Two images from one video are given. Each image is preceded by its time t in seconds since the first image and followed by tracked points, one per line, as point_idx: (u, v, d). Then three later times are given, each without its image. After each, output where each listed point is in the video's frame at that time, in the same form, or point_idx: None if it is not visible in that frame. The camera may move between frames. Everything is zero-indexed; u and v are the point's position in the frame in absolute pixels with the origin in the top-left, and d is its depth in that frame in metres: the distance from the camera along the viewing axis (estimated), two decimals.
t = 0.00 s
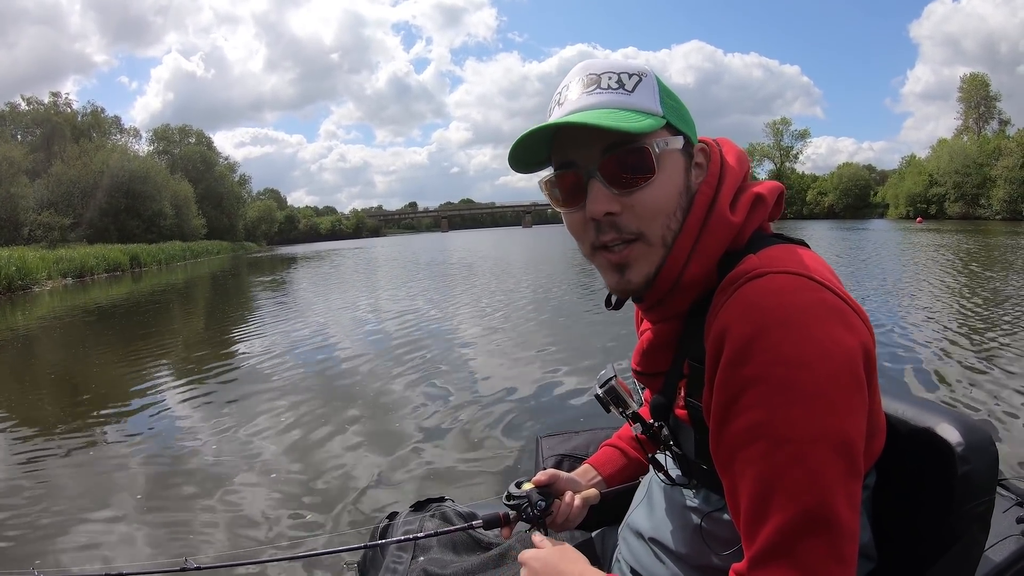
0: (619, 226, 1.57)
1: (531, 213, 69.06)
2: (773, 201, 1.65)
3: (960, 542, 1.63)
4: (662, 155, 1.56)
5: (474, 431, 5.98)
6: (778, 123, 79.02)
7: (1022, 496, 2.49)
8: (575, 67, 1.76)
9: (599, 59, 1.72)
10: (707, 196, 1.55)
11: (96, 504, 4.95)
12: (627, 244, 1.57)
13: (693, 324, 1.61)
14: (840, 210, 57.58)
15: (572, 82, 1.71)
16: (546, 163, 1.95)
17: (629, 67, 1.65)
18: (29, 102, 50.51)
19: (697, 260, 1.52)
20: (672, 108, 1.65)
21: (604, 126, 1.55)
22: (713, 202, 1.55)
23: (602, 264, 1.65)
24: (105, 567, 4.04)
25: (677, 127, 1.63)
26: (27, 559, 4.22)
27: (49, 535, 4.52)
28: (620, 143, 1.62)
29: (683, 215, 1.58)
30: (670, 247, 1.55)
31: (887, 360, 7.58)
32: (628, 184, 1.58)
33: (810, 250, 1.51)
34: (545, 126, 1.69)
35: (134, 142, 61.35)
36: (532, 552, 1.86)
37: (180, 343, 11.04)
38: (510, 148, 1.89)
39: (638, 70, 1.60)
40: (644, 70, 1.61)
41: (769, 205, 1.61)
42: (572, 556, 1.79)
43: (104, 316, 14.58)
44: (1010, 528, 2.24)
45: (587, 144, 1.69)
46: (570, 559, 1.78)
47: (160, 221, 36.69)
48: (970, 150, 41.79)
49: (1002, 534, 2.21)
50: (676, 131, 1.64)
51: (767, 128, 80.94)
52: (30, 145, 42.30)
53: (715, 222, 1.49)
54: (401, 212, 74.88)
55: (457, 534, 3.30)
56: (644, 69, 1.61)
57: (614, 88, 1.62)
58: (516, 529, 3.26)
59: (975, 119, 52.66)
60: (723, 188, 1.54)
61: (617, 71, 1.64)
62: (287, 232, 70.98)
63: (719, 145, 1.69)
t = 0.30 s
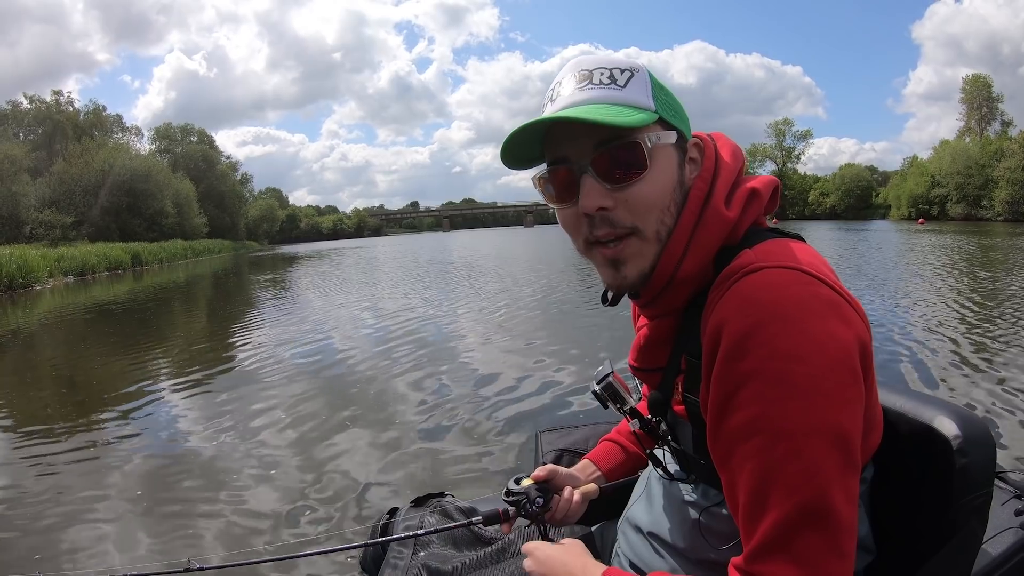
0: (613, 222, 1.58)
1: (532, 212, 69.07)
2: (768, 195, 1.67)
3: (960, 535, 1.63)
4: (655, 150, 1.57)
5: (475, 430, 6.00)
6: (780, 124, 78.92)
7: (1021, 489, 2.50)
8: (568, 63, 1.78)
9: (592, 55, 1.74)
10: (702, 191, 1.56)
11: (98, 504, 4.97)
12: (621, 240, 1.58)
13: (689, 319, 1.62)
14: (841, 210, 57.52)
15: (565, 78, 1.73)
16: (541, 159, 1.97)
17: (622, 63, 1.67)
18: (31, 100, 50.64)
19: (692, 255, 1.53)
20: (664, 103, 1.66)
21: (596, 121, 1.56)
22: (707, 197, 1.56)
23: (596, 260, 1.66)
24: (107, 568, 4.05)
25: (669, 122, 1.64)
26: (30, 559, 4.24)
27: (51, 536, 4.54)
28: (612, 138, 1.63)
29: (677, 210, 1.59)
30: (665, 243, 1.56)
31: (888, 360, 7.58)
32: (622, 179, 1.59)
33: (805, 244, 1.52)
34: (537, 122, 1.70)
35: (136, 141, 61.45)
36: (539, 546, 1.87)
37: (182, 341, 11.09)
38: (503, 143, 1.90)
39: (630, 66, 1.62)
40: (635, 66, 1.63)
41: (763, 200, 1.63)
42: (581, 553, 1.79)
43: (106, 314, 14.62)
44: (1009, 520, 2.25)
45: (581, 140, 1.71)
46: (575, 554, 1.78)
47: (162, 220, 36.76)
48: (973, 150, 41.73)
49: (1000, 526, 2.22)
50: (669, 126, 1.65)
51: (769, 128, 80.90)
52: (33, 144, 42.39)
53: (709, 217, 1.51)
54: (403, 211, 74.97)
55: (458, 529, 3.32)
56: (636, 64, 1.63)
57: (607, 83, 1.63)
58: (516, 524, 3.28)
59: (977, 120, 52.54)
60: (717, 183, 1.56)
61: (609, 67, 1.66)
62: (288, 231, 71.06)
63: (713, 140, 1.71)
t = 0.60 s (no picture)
0: (612, 221, 1.58)
1: (533, 213, 69.10)
2: (769, 196, 1.66)
3: (960, 536, 1.63)
4: (656, 151, 1.57)
5: (475, 430, 5.99)
6: (782, 126, 78.90)
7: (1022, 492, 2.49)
8: (570, 63, 1.78)
9: (594, 55, 1.73)
10: (703, 191, 1.56)
11: (98, 502, 4.97)
12: (620, 240, 1.58)
13: (689, 320, 1.62)
14: (843, 212, 57.40)
15: (568, 77, 1.72)
16: (541, 158, 1.97)
17: (624, 63, 1.67)
18: (34, 99, 50.80)
19: (692, 255, 1.53)
20: (665, 103, 1.66)
21: (597, 120, 1.56)
22: (708, 197, 1.56)
23: (595, 259, 1.66)
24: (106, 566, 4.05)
25: (671, 122, 1.64)
26: (29, 556, 4.24)
27: (51, 533, 4.55)
28: (612, 138, 1.63)
29: (676, 210, 1.59)
30: (665, 243, 1.56)
31: (888, 362, 7.56)
32: (621, 179, 1.59)
33: (805, 245, 1.52)
34: (537, 121, 1.70)
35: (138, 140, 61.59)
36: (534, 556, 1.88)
37: (183, 341, 11.13)
38: (503, 142, 1.90)
39: (632, 66, 1.62)
40: (637, 66, 1.62)
41: (764, 200, 1.63)
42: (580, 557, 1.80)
43: (107, 314, 14.67)
44: (1010, 522, 2.24)
45: (581, 139, 1.71)
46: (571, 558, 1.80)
47: (163, 219, 36.84)
48: (974, 153, 41.68)
49: (1001, 528, 2.22)
50: (670, 126, 1.65)
51: (771, 130, 80.90)
52: (35, 143, 42.52)
53: (710, 217, 1.50)
54: (404, 212, 75.05)
55: (458, 529, 3.31)
56: (638, 64, 1.63)
57: (608, 83, 1.63)
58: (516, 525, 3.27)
59: (979, 122, 52.43)
60: (718, 183, 1.55)
61: (611, 66, 1.66)
62: (289, 231, 71.10)
63: (715, 141, 1.70)
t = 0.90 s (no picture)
0: (611, 225, 1.57)
1: (533, 213, 69.10)
2: (770, 199, 1.65)
3: (963, 541, 1.63)
4: (656, 155, 1.56)
5: (476, 431, 5.98)
6: (783, 126, 78.82)
7: None
8: (572, 68, 1.77)
9: (595, 60, 1.73)
10: (704, 195, 1.55)
11: (98, 502, 4.96)
12: (619, 244, 1.57)
13: (690, 324, 1.61)
14: (844, 213, 57.30)
15: (568, 82, 1.72)
16: (543, 163, 1.96)
17: (624, 67, 1.66)
18: (34, 98, 50.77)
19: (691, 259, 1.52)
20: (667, 107, 1.64)
21: (596, 124, 1.55)
22: (709, 201, 1.55)
23: (596, 263, 1.66)
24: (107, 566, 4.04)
25: (672, 126, 1.63)
26: (29, 556, 4.22)
27: (52, 533, 4.53)
28: (613, 142, 1.62)
29: (677, 213, 1.58)
30: (665, 247, 1.56)
31: (889, 363, 7.54)
32: (621, 183, 1.58)
33: (807, 249, 1.51)
34: (537, 126, 1.70)
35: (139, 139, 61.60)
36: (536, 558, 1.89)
37: (183, 339, 11.13)
38: (503, 146, 1.90)
39: (632, 71, 1.61)
40: (638, 70, 1.61)
41: (766, 204, 1.61)
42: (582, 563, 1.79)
43: (107, 312, 14.67)
44: (1013, 527, 2.23)
45: (581, 143, 1.70)
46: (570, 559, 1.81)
47: (164, 218, 36.87)
48: (976, 153, 41.64)
49: (1004, 533, 2.21)
50: (671, 130, 1.64)
51: (772, 130, 80.80)
52: (36, 142, 42.51)
53: (711, 220, 1.49)
54: (405, 211, 75.07)
55: (459, 533, 3.30)
56: (638, 68, 1.62)
57: (608, 88, 1.62)
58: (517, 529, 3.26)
59: (980, 123, 52.35)
60: (719, 188, 1.55)
61: (610, 71, 1.65)
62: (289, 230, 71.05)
63: (716, 144, 1.69)
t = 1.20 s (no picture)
0: (613, 219, 1.57)
1: (533, 213, 69.07)
2: (771, 197, 1.65)
3: (963, 540, 1.62)
4: (660, 150, 1.56)
5: (475, 430, 5.98)
6: (782, 126, 78.80)
7: None
8: (576, 64, 1.77)
9: (597, 57, 1.72)
10: (705, 191, 1.54)
11: (98, 500, 4.95)
12: (621, 237, 1.56)
13: (689, 319, 1.60)
14: (844, 213, 57.28)
15: (572, 78, 1.71)
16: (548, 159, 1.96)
17: (628, 64, 1.65)
18: (33, 98, 50.71)
19: (691, 255, 1.51)
20: (669, 104, 1.64)
21: (599, 119, 1.55)
22: (710, 196, 1.55)
23: (597, 257, 1.65)
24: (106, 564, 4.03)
25: (675, 122, 1.62)
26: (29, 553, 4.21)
27: (52, 530, 4.53)
28: (616, 137, 1.62)
29: (679, 209, 1.58)
30: (666, 242, 1.55)
31: (888, 364, 7.54)
32: (623, 178, 1.58)
33: (807, 248, 1.50)
34: (541, 121, 1.69)
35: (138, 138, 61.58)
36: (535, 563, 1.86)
37: (182, 339, 11.13)
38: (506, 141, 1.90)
39: (635, 67, 1.61)
40: (641, 67, 1.61)
41: (767, 201, 1.61)
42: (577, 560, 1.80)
43: (106, 312, 14.66)
44: (1012, 528, 2.23)
45: (585, 137, 1.69)
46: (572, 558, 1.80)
47: (163, 218, 36.86)
48: (975, 153, 41.64)
49: (1002, 534, 2.20)
50: (674, 126, 1.63)
51: (772, 130, 80.77)
52: (36, 142, 42.49)
53: (711, 217, 1.49)
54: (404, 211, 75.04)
55: (459, 529, 3.30)
56: (642, 65, 1.62)
57: (611, 84, 1.61)
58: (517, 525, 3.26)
59: (979, 123, 52.33)
60: (720, 183, 1.54)
61: (614, 67, 1.64)
62: (289, 229, 70.98)
63: (718, 141, 1.69)
